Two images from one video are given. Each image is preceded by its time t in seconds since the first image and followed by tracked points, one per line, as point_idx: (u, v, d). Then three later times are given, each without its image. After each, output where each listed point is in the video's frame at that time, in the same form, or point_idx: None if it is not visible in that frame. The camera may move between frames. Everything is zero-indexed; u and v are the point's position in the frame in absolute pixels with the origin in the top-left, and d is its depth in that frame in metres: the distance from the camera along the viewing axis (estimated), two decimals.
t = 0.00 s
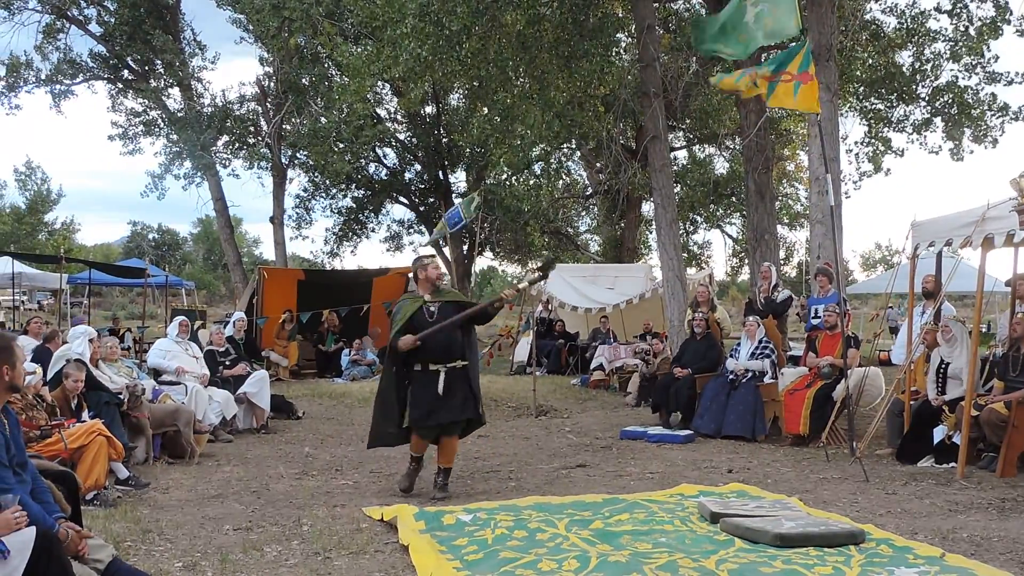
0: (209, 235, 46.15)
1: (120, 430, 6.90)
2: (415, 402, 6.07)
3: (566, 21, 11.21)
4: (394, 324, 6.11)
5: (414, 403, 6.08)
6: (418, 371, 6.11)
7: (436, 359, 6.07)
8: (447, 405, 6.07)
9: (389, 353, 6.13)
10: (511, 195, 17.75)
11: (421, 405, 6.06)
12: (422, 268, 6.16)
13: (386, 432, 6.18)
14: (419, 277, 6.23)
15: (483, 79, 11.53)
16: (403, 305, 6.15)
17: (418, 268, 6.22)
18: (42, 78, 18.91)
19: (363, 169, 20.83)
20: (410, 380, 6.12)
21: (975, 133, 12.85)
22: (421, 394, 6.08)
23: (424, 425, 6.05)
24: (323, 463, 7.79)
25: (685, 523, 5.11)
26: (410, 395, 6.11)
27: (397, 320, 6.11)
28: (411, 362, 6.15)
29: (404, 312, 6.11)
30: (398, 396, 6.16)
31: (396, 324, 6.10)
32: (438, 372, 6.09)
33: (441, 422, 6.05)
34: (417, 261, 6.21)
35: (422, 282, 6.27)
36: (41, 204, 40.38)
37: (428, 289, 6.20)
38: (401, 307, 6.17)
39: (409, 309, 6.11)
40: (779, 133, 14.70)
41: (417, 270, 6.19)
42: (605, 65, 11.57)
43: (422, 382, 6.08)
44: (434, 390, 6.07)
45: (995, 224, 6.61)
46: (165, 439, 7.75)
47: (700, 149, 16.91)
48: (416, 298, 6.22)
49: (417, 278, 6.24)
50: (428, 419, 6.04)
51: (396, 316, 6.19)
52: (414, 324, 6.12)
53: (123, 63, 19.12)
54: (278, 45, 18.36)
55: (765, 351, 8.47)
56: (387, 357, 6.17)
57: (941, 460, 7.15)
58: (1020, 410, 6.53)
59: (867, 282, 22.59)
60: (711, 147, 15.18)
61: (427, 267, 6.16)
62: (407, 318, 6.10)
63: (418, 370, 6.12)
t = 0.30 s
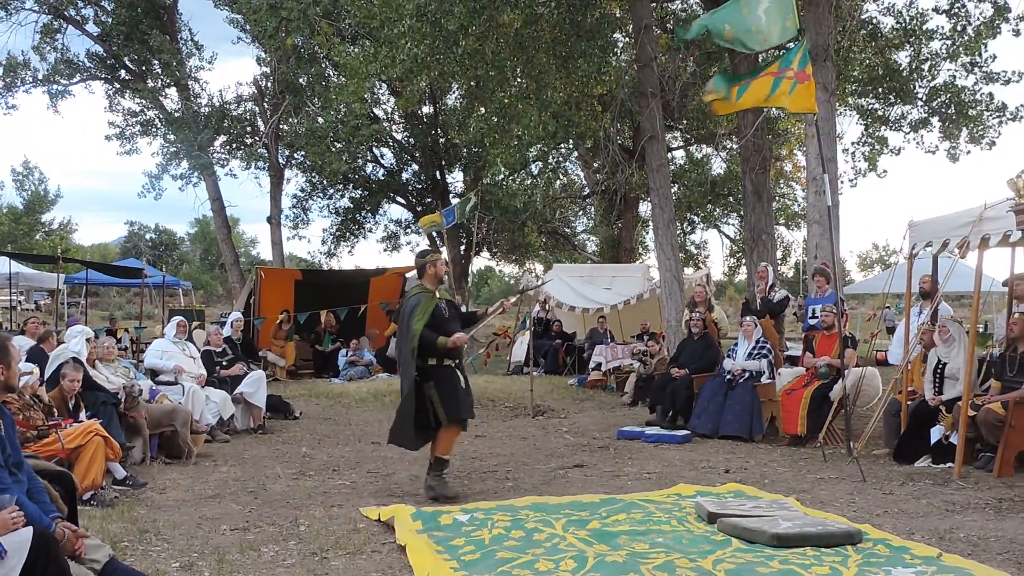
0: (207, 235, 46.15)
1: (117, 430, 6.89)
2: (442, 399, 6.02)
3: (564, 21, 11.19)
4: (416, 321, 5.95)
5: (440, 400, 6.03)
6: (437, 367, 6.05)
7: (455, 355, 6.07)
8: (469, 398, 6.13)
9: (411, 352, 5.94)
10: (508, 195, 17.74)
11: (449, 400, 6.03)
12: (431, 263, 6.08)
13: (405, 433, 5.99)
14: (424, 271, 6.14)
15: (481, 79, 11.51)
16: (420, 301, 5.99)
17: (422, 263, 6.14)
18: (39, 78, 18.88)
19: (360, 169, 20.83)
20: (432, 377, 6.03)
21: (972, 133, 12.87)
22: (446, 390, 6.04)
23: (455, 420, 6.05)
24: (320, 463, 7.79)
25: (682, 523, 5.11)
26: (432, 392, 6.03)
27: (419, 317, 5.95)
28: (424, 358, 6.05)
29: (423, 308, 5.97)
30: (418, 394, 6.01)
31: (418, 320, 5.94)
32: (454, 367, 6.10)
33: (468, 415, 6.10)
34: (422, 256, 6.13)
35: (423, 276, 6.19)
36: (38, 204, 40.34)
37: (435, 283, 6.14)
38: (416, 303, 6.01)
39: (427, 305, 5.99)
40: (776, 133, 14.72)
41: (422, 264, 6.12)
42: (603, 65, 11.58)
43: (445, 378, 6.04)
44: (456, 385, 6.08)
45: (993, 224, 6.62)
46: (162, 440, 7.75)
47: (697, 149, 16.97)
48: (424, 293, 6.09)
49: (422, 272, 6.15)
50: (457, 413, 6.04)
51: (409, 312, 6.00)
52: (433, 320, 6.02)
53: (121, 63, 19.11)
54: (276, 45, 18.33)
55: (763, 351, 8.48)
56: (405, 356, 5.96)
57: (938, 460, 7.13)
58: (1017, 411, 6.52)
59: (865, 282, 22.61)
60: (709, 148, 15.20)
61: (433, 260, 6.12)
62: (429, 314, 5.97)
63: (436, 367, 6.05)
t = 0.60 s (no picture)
0: (203, 235, 46.14)
1: (114, 430, 6.90)
2: (457, 400, 5.99)
3: (560, 21, 11.19)
4: (438, 322, 5.89)
5: (456, 401, 5.99)
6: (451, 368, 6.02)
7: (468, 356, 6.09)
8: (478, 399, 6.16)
9: (431, 352, 5.87)
10: (505, 195, 17.76)
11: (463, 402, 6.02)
12: (443, 263, 6.09)
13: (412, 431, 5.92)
14: (435, 271, 6.14)
15: (477, 79, 11.53)
16: (443, 302, 5.93)
17: (433, 262, 6.14)
18: (35, 78, 18.85)
19: (356, 169, 20.84)
20: (450, 379, 5.98)
21: (968, 133, 12.90)
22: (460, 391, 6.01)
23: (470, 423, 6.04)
24: (317, 463, 7.79)
25: (679, 523, 5.12)
26: (449, 394, 5.97)
27: (442, 317, 5.89)
28: (440, 359, 6.00)
29: (445, 309, 5.92)
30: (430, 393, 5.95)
31: (440, 321, 5.89)
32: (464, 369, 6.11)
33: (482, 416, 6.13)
34: (434, 256, 6.11)
35: (433, 276, 6.15)
36: (35, 204, 40.30)
37: (447, 282, 6.13)
38: (437, 304, 5.93)
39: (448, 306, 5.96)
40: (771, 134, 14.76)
41: (434, 264, 6.11)
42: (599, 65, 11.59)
43: (461, 379, 6.02)
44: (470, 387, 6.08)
45: (989, 225, 6.64)
46: (159, 440, 7.74)
47: (694, 149, 17.08)
48: (442, 293, 6.03)
49: (433, 272, 6.13)
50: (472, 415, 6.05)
51: (429, 312, 5.92)
52: (451, 321, 5.99)
53: (117, 63, 19.09)
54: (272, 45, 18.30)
55: (759, 351, 8.50)
56: (424, 356, 5.88)
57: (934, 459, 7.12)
58: (1014, 411, 6.53)
59: (860, 282, 22.66)
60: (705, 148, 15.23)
61: (444, 260, 6.13)
62: (450, 315, 5.93)
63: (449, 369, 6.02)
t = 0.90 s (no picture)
0: (200, 236, 46.11)
1: (111, 430, 6.89)
2: (480, 408, 6.02)
3: (557, 21, 11.20)
4: (463, 335, 5.86)
5: (479, 407, 6.03)
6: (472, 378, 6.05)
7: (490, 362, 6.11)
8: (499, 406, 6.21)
9: (452, 363, 5.85)
10: (502, 195, 17.77)
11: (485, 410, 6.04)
12: (466, 270, 6.07)
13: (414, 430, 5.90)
14: (456, 278, 6.09)
15: (474, 79, 11.53)
16: (467, 313, 5.90)
17: (455, 270, 6.10)
18: (33, 78, 18.83)
19: (354, 169, 20.83)
20: (475, 387, 6.03)
21: (965, 133, 12.91)
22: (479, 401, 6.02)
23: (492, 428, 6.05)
24: (314, 463, 7.79)
25: (676, 523, 5.12)
26: (473, 403, 6.02)
27: (467, 328, 5.87)
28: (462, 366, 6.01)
29: (471, 323, 5.90)
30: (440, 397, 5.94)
31: (466, 335, 5.87)
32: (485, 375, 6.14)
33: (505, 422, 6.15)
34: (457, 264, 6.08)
35: (454, 284, 6.10)
36: (32, 204, 40.25)
37: (467, 291, 6.10)
38: (463, 317, 5.89)
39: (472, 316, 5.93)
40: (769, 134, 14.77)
41: (457, 272, 6.07)
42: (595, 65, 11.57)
43: (484, 386, 6.06)
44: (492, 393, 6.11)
45: (987, 224, 6.65)
46: (156, 440, 7.73)
47: (691, 149, 17.06)
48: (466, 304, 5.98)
49: (455, 278, 6.08)
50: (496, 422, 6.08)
51: (454, 324, 5.88)
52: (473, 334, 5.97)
53: (114, 63, 19.06)
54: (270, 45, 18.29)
55: (756, 351, 8.50)
56: (442, 365, 5.84)
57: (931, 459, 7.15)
58: (1012, 411, 6.54)
59: (858, 282, 22.68)
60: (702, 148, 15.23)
61: (466, 268, 6.11)
62: (474, 330, 5.92)
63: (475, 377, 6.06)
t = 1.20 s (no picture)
0: (198, 235, 46.07)
1: (109, 430, 6.88)
2: (496, 413, 5.99)
3: (555, 21, 11.19)
4: (493, 340, 5.83)
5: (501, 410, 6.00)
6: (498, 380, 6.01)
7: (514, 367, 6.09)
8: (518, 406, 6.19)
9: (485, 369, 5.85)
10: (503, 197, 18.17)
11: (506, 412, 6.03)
12: (493, 270, 6.03)
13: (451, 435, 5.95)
14: (484, 278, 6.04)
15: (472, 80, 11.52)
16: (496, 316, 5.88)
17: (482, 271, 6.05)
18: (31, 78, 18.81)
19: (352, 169, 20.80)
20: (491, 390, 5.98)
21: (963, 133, 12.93)
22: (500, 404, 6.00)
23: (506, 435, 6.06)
24: (312, 463, 7.78)
25: (675, 523, 5.12)
26: (495, 408, 5.98)
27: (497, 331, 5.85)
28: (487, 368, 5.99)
29: (501, 326, 5.87)
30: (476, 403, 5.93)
31: (496, 339, 5.84)
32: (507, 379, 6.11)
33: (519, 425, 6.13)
34: (483, 264, 6.02)
35: (480, 284, 6.07)
36: (30, 204, 40.19)
37: (494, 291, 6.08)
38: (492, 320, 5.86)
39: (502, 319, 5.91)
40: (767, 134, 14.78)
41: (484, 272, 6.03)
42: (593, 64, 11.57)
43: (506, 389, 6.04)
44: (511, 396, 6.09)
45: (985, 225, 6.64)
46: (154, 440, 7.72)
47: (689, 149, 17.03)
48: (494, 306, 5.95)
49: (482, 279, 6.03)
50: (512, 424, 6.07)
51: (483, 328, 5.86)
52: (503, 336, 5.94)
53: (112, 63, 19.04)
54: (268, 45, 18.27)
55: (755, 351, 8.50)
56: (475, 371, 5.83)
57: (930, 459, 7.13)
58: (1009, 410, 6.56)
59: (856, 282, 22.70)
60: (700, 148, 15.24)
61: (493, 268, 6.06)
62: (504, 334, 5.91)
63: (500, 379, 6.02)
